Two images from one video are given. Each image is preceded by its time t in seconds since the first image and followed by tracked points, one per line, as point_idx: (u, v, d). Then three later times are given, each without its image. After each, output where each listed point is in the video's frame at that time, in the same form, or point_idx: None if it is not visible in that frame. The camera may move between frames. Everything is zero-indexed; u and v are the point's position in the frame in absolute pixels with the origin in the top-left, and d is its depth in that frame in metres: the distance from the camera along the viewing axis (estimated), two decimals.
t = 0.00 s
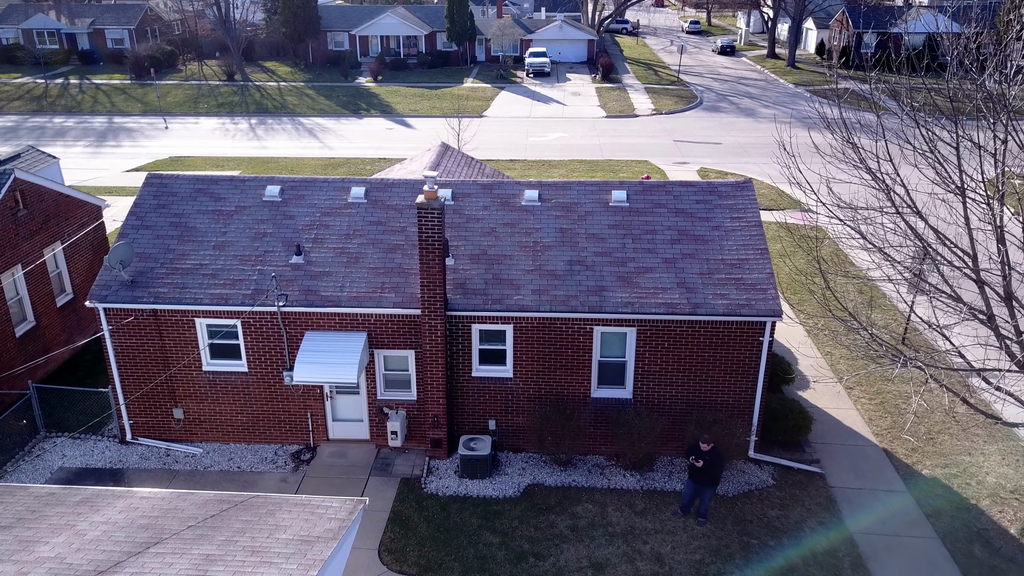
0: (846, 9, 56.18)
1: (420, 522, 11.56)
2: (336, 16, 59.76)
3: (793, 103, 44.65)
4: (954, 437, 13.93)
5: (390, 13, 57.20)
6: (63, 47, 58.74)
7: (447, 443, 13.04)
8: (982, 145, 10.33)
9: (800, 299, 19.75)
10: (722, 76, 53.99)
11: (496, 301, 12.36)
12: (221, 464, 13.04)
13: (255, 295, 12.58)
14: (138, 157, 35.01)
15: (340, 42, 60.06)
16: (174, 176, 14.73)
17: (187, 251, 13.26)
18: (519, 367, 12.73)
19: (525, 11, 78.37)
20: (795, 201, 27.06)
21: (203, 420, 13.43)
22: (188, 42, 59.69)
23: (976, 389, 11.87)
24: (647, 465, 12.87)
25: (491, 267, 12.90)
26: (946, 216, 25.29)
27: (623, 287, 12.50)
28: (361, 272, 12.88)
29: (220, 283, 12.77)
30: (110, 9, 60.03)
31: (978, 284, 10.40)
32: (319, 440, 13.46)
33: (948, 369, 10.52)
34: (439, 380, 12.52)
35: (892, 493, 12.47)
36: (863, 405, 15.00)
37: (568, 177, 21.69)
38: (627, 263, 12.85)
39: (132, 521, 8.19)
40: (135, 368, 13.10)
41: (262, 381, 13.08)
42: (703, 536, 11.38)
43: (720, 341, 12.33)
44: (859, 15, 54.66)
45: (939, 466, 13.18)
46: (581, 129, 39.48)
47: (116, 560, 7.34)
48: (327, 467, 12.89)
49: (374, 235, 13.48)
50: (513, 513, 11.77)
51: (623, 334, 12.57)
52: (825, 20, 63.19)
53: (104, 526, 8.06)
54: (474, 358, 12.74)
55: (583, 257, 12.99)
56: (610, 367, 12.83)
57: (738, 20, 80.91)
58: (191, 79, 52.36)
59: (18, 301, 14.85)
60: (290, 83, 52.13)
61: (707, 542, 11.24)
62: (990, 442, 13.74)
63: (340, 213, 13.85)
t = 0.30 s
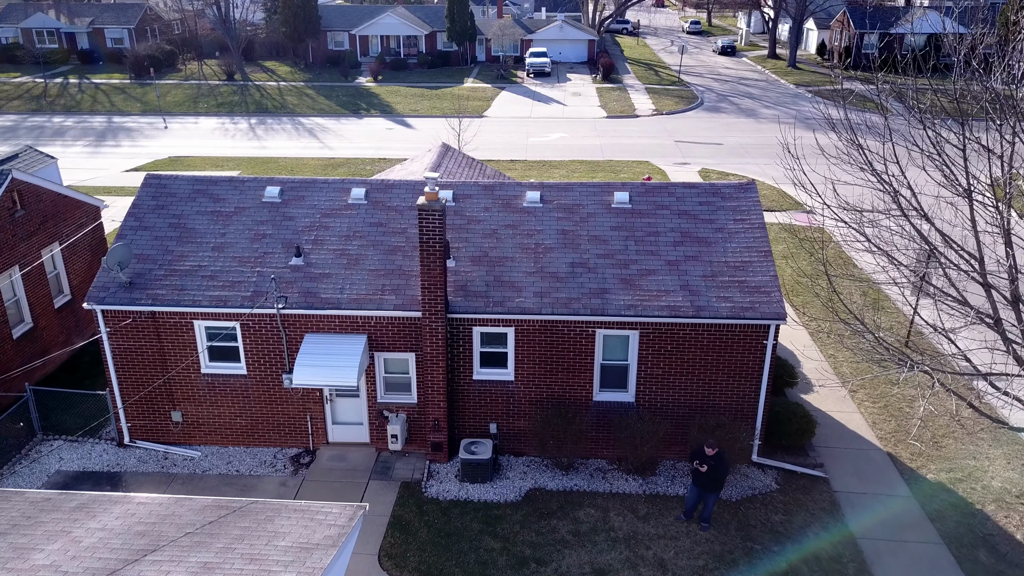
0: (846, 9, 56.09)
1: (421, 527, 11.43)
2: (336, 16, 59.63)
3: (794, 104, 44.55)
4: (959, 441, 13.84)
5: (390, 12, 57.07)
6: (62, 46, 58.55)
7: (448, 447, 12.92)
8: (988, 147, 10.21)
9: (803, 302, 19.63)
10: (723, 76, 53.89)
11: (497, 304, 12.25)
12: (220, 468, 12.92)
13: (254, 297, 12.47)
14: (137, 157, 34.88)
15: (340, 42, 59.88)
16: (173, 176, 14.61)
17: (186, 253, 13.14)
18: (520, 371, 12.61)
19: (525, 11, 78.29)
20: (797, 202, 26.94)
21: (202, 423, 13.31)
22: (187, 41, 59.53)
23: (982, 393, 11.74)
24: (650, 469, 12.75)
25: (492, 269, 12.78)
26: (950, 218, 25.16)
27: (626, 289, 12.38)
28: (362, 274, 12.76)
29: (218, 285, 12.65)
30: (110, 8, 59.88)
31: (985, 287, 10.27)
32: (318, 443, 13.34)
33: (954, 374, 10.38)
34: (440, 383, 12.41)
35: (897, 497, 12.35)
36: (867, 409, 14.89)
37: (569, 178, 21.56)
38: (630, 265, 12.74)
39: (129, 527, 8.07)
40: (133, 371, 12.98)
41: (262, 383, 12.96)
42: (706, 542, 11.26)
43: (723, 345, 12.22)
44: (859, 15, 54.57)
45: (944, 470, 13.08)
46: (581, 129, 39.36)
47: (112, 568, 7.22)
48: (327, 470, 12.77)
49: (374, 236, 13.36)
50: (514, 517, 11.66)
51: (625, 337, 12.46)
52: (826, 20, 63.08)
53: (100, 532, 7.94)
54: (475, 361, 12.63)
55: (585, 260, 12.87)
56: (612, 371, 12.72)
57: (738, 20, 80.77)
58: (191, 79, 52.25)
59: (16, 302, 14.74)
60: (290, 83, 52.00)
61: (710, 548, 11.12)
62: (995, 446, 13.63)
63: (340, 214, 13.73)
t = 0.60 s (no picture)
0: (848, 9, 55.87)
1: (421, 537, 11.21)
2: (336, 15, 59.41)
3: (796, 104, 44.34)
4: (967, 448, 13.63)
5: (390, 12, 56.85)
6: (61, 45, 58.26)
7: (448, 455, 12.70)
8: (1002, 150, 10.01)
9: (809, 306, 19.42)
10: (724, 76, 53.66)
11: (499, 309, 12.03)
12: (217, 475, 12.70)
13: (251, 303, 12.25)
14: (136, 157, 34.65)
15: (340, 41, 59.63)
16: (169, 178, 14.38)
17: (183, 256, 12.92)
18: (522, 377, 12.39)
19: (526, 10, 78.05)
20: (800, 204, 26.72)
21: (198, 429, 13.09)
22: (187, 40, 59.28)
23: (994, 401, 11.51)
24: (654, 478, 12.52)
25: (494, 273, 12.56)
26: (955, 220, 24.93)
27: (630, 295, 12.16)
28: (362, 279, 12.54)
29: (215, 289, 12.43)
30: (109, 7, 59.66)
31: (998, 294, 10.05)
32: (317, 451, 13.12)
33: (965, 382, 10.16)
34: (440, 389, 12.19)
35: (907, 507, 12.12)
36: (874, 416, 14.67)
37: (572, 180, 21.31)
38: (634, 269, 12.52)
39: (121, 542, 7.85)
40: (129, 377, 12.78)
41: (259, 390, 12.75)
42: (711, 553, 11.03)
43: (730, 352, 12.00)
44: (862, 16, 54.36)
45: (953, 478, 12.87)
46: (583, 130, 39.12)
47: None
48: (325, 479, 12.55)
49: (374, 239, 13.13)
50: (516, 528, 11.43)
51: (630, 343, 12.24)
52: (828, 21, 62.83)
53: (91, 547, 7.72)
54: (476, 368, 12.41)
55: (588, 264, 12.66)
56: (616, 378, 12.50)
57: (739, 20, 80.56)
58: (190, 79, 52.04)
59: (10, 306, 14.53)
60: (290, 83, 51.76)
61: (716, 559, 10.90)
62: (1005, 454, 13.40)
63: (339, 217, 13.50)
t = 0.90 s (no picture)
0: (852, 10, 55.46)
1: (420, 557, 10.85)
2: (336, 16, 59.04)
3: (800, 106, 43.96)
4: (983, 463, 13.26)
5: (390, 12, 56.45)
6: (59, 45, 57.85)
7: (449, 470, 12.33)
8: None
9: (815, 311, 19.13)
10: (726, 78, 53.29)
11: (501, 320, 11.68)
12: (211, 491, 12.33)
13: (246, 313, 11.91)
14: (133, 159, 34.26)
15: (340, 42, 59.16)
16: (163, 184, 14.02)
17: (176, 265, 12.57)
18: (526, 391, 12.03)
19: (527, 11, 77.64)
20: (805, 208, 26.35)
21: (192, 443, 12.73)
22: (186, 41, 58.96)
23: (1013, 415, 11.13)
24: (661, 494, 12.15)
25: (497, 283, 12.20)
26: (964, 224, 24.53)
27: (636, 305, 11.80)
28: (360, 289, 12.18)
29: (209, 299, 12.08)
30: (108, 7, 59.27)
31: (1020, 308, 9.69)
32: (314, 465, 12.75)
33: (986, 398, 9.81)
34: (441, 403, 11.83)
35: (921, 525, 11.76)
36: (886, 428, 14.33)
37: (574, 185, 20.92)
38: (640, 279, 12.16)
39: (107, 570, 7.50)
40: (121, 389, 12.42)
41: (255, 402, 12.39)
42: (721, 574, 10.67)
43: (739, 365, 11.65)
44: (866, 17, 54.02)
45: (969, 494, 12.49)
46: (585, 132, 38.74)
47: None
48: (322, 494, 12.18)
49: (373, 248, 12.77)
50: (519, 547, 11.07)
51: (636, 356, 11.89)
52: (831, 22, 62.40)
53: None
54: (478, 381, 12.06)
55: (593, 274, 12.29)
56: (622, 391, 12.14)
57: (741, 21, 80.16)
58: (189, 79, 51.69)
59: None
60: (290, 83, 51.35)
61: None
62: (1021, 468, 13.03)
63: (337, 225, 13.13)
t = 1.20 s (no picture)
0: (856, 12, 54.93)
1: None
2: (336, 17, 58.58)
3: (804, 109, 43.47)
4: (1005, 485, 12.76)
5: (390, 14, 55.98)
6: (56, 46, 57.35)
7: (450, 493, 11.84)
8: None
9: (826, 322, 18.69)
10: (730, 80, 52.80)
11: (505, 338, 11.20)
12: (202, 515, 11.84)
13: (239, 330, 11.44)
14: (130, 162, 33.80)
15: (340, 43, 58.56)
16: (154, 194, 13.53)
17: (167, 279, 12.09)
18: (530, 411, 11.56)
19: (528, 12, 77.14)
20: (812, 215, 25.86)
21: (182, 464, 12.24)
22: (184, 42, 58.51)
23: None
24: (671, 519, 11.65)
25: (500, 298, 11.72)
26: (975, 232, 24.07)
27: (646, 323, 11.31)
28: (357, 304, 11.70)
29: (201, 315, 11.61)
30: (106, 8, 58.69)
31: None
32: (310, 487, 12.26)
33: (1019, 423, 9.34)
34: (441, 424, 11.36)
35: (943, 552, 11.26)
36: (902, 447, 13.87)
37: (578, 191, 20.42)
38: (650, 295, 11.66)
39: None
40: (109, 409, 11.96)
41: (248, 422, 11.91)
42: None
43: (753, 386, 11.17)
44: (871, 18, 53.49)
45: (992, 519, 11.98)
46: (587, 135, 38.27)
47: None
48: (318, 518, 11.69)
49: (371, 261, 12.28)
50: None
51: (646, 375, 11.42)
52: (835, 23, 61.86)
53: None
54: (481, 401, 11.58)
55: (600, 289, 11.80)
56: (630, 412, 11.66)
57: (743, 22, 79.65)
58: (188, 81, 51.23)
59: None
60: (289, 85, 50.87)
61: None
62: None
63: (334, 237, 12.63)
